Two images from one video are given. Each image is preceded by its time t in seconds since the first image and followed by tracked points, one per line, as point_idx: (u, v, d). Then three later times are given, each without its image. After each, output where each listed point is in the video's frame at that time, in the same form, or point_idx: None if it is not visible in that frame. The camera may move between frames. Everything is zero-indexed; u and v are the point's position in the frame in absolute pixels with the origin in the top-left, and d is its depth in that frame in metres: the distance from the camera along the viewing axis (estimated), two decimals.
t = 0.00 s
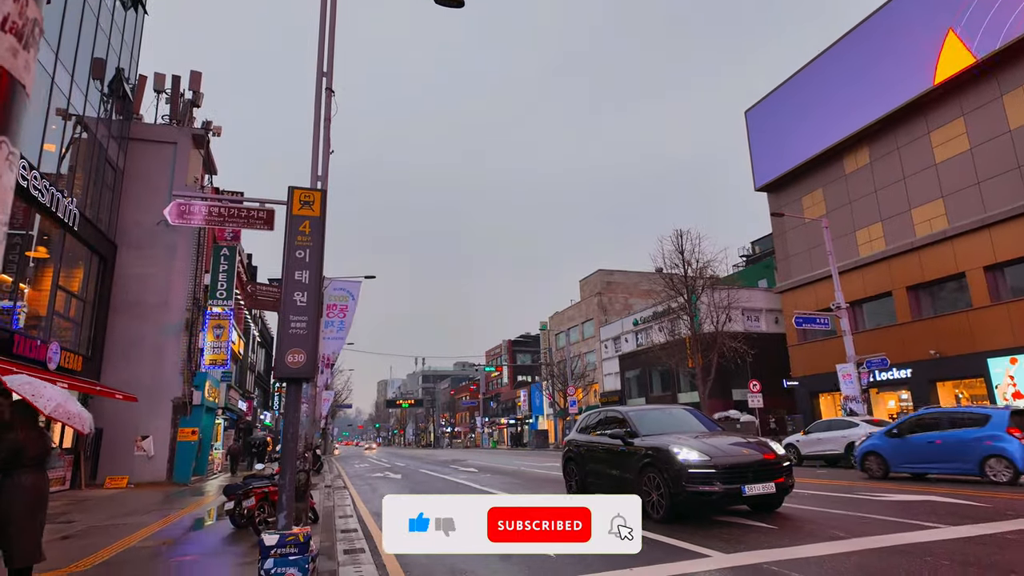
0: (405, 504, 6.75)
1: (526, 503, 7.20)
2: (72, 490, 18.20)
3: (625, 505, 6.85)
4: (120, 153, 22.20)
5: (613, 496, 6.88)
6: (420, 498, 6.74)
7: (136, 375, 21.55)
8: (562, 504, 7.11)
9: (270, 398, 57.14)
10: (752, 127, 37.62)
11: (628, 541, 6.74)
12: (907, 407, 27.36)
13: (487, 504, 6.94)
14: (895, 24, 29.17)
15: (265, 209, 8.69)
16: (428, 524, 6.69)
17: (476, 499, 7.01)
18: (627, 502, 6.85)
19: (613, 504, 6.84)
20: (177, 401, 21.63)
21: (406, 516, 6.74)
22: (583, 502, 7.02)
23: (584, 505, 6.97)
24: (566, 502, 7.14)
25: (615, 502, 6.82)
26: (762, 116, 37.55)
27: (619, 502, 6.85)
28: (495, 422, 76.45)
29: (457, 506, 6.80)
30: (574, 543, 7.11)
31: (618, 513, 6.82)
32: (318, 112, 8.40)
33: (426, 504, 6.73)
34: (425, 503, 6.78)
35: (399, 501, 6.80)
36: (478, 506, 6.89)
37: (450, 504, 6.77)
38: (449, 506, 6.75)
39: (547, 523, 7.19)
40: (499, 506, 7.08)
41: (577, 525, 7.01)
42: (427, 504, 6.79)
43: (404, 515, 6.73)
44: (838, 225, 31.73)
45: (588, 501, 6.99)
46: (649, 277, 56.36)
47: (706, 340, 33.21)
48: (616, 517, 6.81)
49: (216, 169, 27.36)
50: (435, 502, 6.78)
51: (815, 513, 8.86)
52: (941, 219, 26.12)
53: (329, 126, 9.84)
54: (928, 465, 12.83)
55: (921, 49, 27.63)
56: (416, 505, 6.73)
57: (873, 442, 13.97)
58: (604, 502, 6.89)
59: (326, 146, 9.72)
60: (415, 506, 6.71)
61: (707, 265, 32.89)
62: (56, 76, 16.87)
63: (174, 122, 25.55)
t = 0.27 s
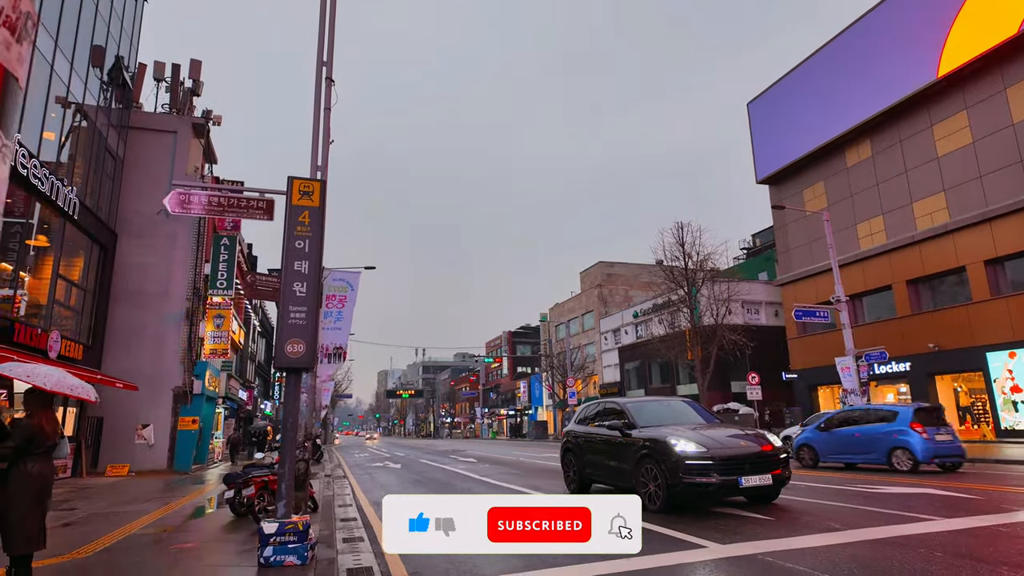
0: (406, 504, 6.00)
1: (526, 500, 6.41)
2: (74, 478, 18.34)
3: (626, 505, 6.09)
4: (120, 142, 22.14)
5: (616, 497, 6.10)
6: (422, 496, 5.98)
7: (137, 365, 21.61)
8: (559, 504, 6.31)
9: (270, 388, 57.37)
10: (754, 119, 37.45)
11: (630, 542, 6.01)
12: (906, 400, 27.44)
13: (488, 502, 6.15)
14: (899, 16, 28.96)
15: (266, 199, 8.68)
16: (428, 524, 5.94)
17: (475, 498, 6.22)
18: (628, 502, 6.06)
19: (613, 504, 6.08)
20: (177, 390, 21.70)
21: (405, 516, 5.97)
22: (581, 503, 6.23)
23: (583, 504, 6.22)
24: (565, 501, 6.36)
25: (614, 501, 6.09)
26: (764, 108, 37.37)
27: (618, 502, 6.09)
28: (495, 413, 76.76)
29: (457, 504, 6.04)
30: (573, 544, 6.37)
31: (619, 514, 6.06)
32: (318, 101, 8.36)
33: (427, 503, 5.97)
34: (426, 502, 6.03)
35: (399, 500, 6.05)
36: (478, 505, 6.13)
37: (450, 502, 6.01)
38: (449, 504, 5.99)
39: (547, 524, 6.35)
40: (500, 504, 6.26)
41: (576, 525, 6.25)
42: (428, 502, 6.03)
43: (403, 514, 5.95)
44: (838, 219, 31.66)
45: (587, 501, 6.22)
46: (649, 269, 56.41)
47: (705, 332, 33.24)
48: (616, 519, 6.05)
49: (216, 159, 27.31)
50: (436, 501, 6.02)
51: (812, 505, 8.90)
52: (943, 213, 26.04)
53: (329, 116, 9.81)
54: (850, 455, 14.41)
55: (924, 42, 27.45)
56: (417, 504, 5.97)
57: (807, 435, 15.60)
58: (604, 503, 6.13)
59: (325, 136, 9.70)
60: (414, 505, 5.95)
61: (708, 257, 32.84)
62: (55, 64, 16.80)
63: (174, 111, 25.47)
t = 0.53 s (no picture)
0: (405, 502, 5.55)
1: (524, 498, 5.90)
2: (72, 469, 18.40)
3: (627, 504, 5.66)
4: (116, 133, 22.05)
5: (616, 495, 5.67)
6: (424, 496, 5.54)
7: (134, 357, 21.60)
8: (558, 503, 5.84)
9: (269, 381, 57.45)
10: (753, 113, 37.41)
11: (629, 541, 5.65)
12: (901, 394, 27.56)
13: (487, 501, 5.68)
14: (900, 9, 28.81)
15: (262, 192, 8.62)
16: (428, 524, 5.48)
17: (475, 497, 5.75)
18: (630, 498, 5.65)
19: (613, 504, 5.65)
20: (175, 382, 21.73)
21: (404, 516, 5.50)
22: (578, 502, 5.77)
23: (583, 504, 5.76)
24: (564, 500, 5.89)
25: (615, 501, 5.62)
26: (763, 101, 37.32)
27: (619, 501, 5.65)
28: (492, 406, 77.01)
29: (458, 503, 5.60)
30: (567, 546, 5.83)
31: (618, 513, 5.66)
32: (315, 94, 8.33)
33: (428, 502, 5.53)
34: (426, 500, 5.59)
35: (398, 500, 5.59)
36: (477, 503, 5.65)
37: (451, 501, 5.58)
38: (450, 503, 5.55)
39: (547, 524, 5.85)
40: (499, 503, 5.77)
41: (575, 524, 5.79)
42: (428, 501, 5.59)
43: (402, 514, 5.50)
44: (836, 213, 31.68)
45: (584, 501, 5.75)
46: (647, 263, 56.46)
47: (703, 326, 33.30)
48: (614, 519, 5.66)
49: (214, 151, 27.23)
50: (436, 499, 5.57)
51: (806, 499, 8.96)
52: (940, 208, 26.06)
53: (326, 108, 9.76)
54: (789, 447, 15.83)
55: (924, 35, 27.36)
56: (417, 504, 5.53)
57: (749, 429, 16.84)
58: (603, 501, 5.69)
59: (323, 129, 9.66)
60: (415, 504, 5.51)
61: (706, 251, 32.84)
62: (51, 55, 16.70)
63: (171, 103, 25.36)
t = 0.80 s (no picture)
0: (405, 502, 5.35)
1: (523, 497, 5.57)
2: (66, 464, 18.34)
3: (630, 504, 5.38)
4: (109, 125, 21.89)
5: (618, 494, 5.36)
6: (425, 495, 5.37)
7: (128, 351, 21.51)
8: (555, 503, 5.50)
9: (263, 376, 57.31)
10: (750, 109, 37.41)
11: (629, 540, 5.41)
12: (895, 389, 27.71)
13: (488, 500, 5.42)
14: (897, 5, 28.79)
15: (256, 185, 8.61)
16: (428, 525, 5.29)
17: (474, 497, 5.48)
18: (633, 499, 5.41)
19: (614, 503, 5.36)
20: (169, 376, 21.67)
21: (405, 516, 5.30)
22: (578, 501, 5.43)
23: (583, 504, 5.42)
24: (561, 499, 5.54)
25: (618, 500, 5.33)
26: (760, 97, 37.32)
27: (621, 500, 5.36)
28: (488, 401, 77.16)
29: (458, 502, 5.40)
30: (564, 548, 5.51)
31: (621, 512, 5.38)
32: (310, 87, 8.27)
33: (430, 501, 5.36)
34: (427, 500, 5.40)
35: (398, 499, 5.41)
36: (478, 503, 5.42)
37: (452, 501, 5.39)
38: (450, 502, 5.36)
39: (546, 524, 5.49)
40: (499, 503, 5.50)
41: (574, 526, 5.44)
42: (428, 501, 5.41)
43: (403, 514, 5.30)
44: (831, 210, 31.79)
45: (584, 500, 5.42)
46: (642, 259, 56.54)
47: (698, 322, 33.36)
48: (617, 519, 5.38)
49: (208, 144, 27.07)
50: (437, 499, 5.40)
51: (798, 493, 8.99)
52: (935, 204, 26.14)
53: (321, 102, 9.74)
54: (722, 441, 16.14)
55: (920, 32, 27.39)
56: (419, 503, 5.34)
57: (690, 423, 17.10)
58: (603, 501, 5.38)
59: (318, 123, 9.64)
60: (416, 504, 5.33)
61: (701, 247, 32.88)
62: (43, 46, 16.53)
63: (165, 96, 25.17)
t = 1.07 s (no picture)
0: (404, 502, 5.20)
1: (524, 497, 5.40)
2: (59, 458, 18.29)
3: (630, 504, 5.23)
4: (102, 119, 21.75)
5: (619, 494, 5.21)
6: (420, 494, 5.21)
7: (121, 346, 21.41)
8: (555, 503, 5.33)
9: (258, 371, 57.17)
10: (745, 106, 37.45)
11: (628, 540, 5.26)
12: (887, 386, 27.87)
13: (488, 500, 5.23)
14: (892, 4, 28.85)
15: (249, 179, 8.54)
16: (428, 526, 5.15)
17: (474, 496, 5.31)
18: (633, 500, 5.25)
19: (612, 503, 5.21)
20: (163, 371, 21.61)
21: (404, 518, 5.15)
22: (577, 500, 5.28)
23: (583, 504, 5.29)
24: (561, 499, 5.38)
25: (617, 501, 5.16)
26: (755, 94, 37.36)
27: (621, 500, 5.20)
28: (482, 396, 77.26)
29: (458, 502, 5.22)
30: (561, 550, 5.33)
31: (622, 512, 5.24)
32: (305, 81, 8.26)
33: (429, 501, 5.19)
34: (427, 500, 5.24)
35: (395, 499, 5.26)
36: (479, 503, 5.24)
37: (452, 500, 5.21)
38: (451, 502, 5.19)
39: (546, 524, 5.29)
40: (500, 503, 5.33)
41: (574, 526, 5.29)
42: (428, 501, 5.25)
43: (403, 515, 5.17)
44: (825, 207, 31.91)
45: (583, 499, 5.28)
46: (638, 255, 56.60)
47: (692, 318, 33.47)
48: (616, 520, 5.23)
49: (202, 138, 26.93)
50: (437, 499, 5.23)
51: (790, 489, 9.06)
52: (928, 202, 26.27)
53: (316, 96, 9.68)
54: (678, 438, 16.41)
55: (916, 30, 27.45)
56: (417, 503, 5.19)
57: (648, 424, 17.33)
58: (603, 501, 5.24)
59: (312, 117, 9.59)
60: (415, 503, 5.18)
61: (696, 244, 32.94)
62: (34, 38, 16.38)
63: (158, 89, 24.99)
